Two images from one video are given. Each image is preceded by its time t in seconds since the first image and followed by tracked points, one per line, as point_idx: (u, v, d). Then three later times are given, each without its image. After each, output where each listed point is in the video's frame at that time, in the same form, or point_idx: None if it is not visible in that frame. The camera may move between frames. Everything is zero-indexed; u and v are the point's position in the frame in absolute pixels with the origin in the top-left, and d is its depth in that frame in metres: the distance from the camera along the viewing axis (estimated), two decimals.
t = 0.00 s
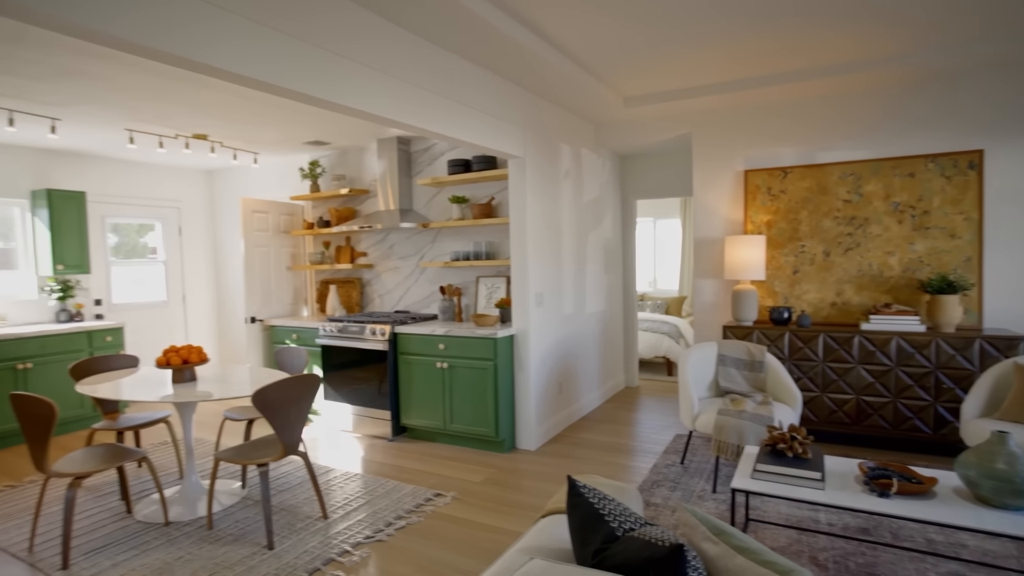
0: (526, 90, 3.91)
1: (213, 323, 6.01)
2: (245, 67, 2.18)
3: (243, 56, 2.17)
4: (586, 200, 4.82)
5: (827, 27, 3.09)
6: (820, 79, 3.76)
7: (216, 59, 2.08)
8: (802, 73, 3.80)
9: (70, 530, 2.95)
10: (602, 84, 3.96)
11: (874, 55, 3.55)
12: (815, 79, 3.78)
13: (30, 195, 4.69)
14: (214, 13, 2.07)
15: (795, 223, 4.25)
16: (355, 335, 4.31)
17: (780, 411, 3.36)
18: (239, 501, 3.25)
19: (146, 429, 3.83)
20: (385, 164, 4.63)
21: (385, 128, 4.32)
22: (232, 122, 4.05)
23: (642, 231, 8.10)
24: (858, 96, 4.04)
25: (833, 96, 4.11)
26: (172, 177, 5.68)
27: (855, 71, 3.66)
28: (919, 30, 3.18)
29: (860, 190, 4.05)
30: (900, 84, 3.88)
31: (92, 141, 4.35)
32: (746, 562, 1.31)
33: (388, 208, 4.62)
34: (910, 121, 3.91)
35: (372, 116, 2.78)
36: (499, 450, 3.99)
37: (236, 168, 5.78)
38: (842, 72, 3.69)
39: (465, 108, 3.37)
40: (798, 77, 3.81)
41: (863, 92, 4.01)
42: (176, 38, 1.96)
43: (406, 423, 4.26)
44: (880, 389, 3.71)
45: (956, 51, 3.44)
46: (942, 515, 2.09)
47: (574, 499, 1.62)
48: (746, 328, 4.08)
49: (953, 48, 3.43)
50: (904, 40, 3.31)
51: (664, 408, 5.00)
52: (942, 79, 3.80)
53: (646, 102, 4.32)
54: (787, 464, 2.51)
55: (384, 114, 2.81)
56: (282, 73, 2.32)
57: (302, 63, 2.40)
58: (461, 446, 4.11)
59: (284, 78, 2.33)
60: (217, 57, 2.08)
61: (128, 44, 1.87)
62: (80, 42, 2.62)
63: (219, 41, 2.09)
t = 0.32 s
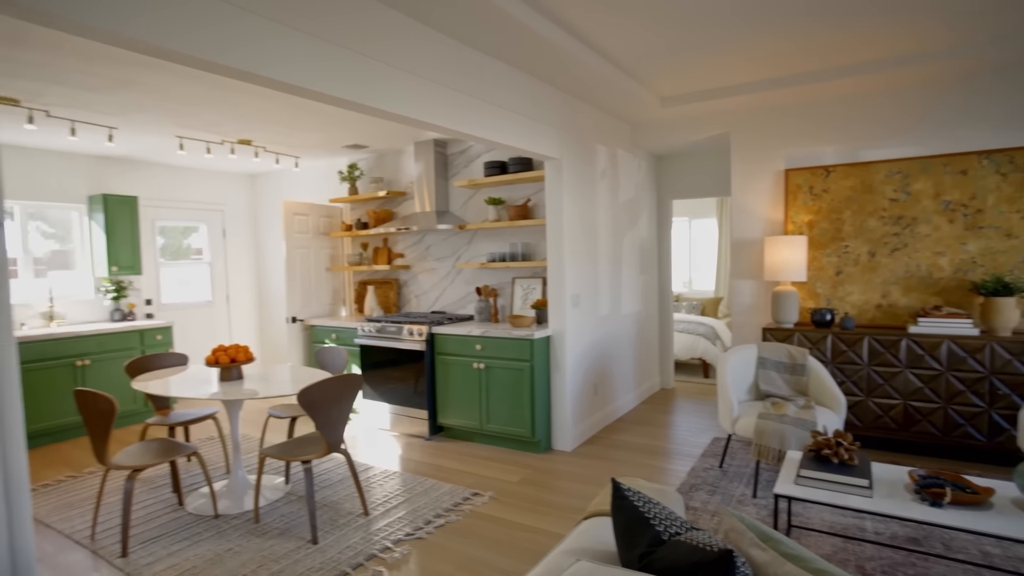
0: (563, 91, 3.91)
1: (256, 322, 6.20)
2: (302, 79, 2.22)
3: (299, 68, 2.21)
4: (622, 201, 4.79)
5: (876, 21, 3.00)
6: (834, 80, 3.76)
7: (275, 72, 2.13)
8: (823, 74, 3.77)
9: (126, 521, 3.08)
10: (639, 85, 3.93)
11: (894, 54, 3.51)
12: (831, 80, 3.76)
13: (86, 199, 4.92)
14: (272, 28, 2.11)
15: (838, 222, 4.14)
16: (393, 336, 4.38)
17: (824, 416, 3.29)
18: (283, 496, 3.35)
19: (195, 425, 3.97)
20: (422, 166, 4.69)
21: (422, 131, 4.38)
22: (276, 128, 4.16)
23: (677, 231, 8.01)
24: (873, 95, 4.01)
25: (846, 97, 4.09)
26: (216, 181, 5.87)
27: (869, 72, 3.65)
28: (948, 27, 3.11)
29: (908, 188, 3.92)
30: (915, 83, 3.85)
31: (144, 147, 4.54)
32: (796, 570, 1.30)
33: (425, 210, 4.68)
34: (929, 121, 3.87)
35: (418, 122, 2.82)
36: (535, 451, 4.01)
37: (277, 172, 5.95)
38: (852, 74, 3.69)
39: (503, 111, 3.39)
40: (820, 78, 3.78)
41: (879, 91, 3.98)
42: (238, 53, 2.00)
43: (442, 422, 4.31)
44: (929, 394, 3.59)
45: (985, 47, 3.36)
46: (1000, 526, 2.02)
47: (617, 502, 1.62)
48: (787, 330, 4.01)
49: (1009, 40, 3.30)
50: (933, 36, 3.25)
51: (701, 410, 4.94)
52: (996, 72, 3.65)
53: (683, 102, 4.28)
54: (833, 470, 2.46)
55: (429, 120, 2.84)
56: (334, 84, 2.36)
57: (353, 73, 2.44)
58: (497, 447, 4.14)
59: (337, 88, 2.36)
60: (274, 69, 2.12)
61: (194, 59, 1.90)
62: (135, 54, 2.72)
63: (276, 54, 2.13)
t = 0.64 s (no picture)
0: (601, 91, 3.88)
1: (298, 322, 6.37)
2: (353, 87, 2.28)
3: (344, 76, 2.25)
4: (660, 201, 4.75)
5: (933, 12, 2.87)
6: (846, 81, 3.76)
7: (328, 81, 2.18)
8: (839, 74, 3.76)
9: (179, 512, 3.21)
10: (679, 84, 3.88)
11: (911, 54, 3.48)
12: (843, 81, 3.76)
13: (141, 203, 5.14)
14: (325, 39, 2.17)
15: (887, 221, 4.01)
16: (432, 336, 4.44)
17: (873, 421, 3.19)
18: (327, 492, 3.43)
19: (243, 421, 4.11)
20: (460, 168, 4.73)
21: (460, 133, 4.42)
22: (319, 132, 4.26)
23: (715, 230, 7.88)
24: (891, 94, 3.97)
25: (858, 100, 4.08)
26: (261, 184, 6.05)
27: (883, 74, 3.64)
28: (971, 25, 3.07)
29: (963, 185, 3.76)
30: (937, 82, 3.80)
31: (195, 153, 4.71)
32: None
33: (463, 211, 4.72)
34: (947, 121, 3.82)
35: (460, 126, 2.85)
36: (573, 452, 4.01)
37: (318, 175, 6.10)
38: (864, 75, 3.69)
39: (543, 113, 3.39)
40: (834, 79, 3.79)
41: (907, 88, 3.91)
42: (296, 65, 2.07)
43: (480, 422, 4.34)
44: (986, 401, 3.44)
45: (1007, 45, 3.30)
46: None
47: (664, 506, 1.62)
48: (833, 333, 3.90)
49: None
50: (955, 35, 3.20)
51: (741, 413, 4.85)
52: None
53: (724, 100, 4.21)
54: (884, 479, 2.38)
55: (471, 124, 2.87)
56: (377, 88, 2.38)
57: (401, 80, 2.49)
58: (534, 447, 4.15)
59: (381, 93, 2.40)
60: (326, 78, 2.18)
61: (254, 72, 1.97)
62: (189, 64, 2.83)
63: (329, 65, 2.18)
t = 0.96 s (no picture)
0: (637, 92, 3.85)
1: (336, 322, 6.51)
2: (384, 90, 2.26)
3: (383, 82, 2.26)
4: (697, 203, 4.68)
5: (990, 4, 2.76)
6: (886, 79, 3.68)
7: (361, 86, 2.18)
8: (879, 72, 3.68)
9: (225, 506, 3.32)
10: (718, 84, 3.83)
11: (916, 58, 3.49)
12: (890, 78, 3.65)
13: (188, 206, 5.34)
14: (364, 47, 2.19)
15: (936, 222, 3.87)
16: (467, 337, 4.48)
17: (921, 430, 3.09)
18: (365, 490, 3.51)
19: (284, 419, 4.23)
20: (495, 170, 4.76)
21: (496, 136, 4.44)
22: (357, 137, 4.35)
23: (752, 231, 7.72)
24: (941, 91, 3.84)
25: (880, 100, 4.05)
26: (300, 187, 6.21)
27: (914, 73, 3.58)
28: (982, 27, 3.05)
29: (1020, 185, 3.60)
30: (953, 83, 3.76)
31: (240, 158, 4.86)
32: None
33: (498, 213, 4.75)
34: (985, 120, 3.72)
35: (499, 130, 2.87)
36: (609, 454, 4.00)
37: (355, 177, 6.22)
38: (904, 73, 3.61)
39: (579, 116, 3.37)
40: (874, 77, 3.70)
41: (958, 85, 3.77)
42: (343, 75, 2.11)
43: (514, 423, 4.36)
44: None
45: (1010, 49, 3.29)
46: None
47: (706, 513, 1.60)
48: (878, 337, 3.79)
49: None
50: (961, 39, 3.21)
51: (779, 418, 4.75)
52: None
53: (764, 99, 4.12)
54: (934, 490, 2.30)
55: (507, 128, 2.87)
56: (411, 94, 2.37)
57: (438, 86, 2.50)
58: (568, 449, 4.16)
59: (419, 99, 2.41)
60: (368, 85, 2.20)
61: (303, 82, 2.03)
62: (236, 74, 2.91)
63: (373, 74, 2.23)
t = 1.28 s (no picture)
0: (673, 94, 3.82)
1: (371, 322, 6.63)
2: (415, 95, 2.27)
3: (419, 88, 2.28)
4: (734, 204, 4.61)
5: None
6: (934, 75, 3.56)
7: (393, 91, 2.19)
8: (926, 68, 3.56)
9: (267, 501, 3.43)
10: (757, 83, 3.76)
11: (928, 61, 3.49)
12: (938, 73, 3.54)
13: (230, 209, 5.52)
14: (394, 53, 2.19)
15: (988, 223, 3.72)
16: (501, 338, 4.51)
17: (971, 439, 2.98)
18: (402, 488, 3.57)
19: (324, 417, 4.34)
20: (530, 172, 4.77)
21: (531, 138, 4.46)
22: (394, 140, 4.43)
23: (791, 232, 7.55)
24: (994, 87, 3.69)
25: (928, 97, 3.92)
26: (337, 189, 6.35)
27: (964, 68, 3.46)
28: (995, 31, 3.03)
29: None
30: (977, 83, 3.70)
31: (281, 162, 5.00)
32: None
33: (533, 215, 4.76)
34: None
35: (533, 133, 2.87)
36: (643, 457, 3.97)
37: (391, 180, 6.33)
38: (953, 68, 3.49)
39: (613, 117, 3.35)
40: (921, 73, 3.59)
41: (1013, 80, 3.62)
42: (372, 80, 2.12)
43: (548, 425, 4.37)
44: None
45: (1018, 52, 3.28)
46: None
47: (748, 521, 1.58)
48: (925, 342, 3.67)
49: None
50: (974, 42, 3.20)
51: (819, 424, 4.64)
52: None
53: (804, 98, 4.05)
54: (986, 503, 2.22)
55: (540, 131, 2.86)
56: (445, 98, 2.38)
57: (472, 91, 2.51)
58: (602, 451, 4.15)
59: (454, 105, 2.42)
60: (400, 91, 2.22)
61: (346, 92, 2.08)
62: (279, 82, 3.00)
63: (411, 81, 2.26)
